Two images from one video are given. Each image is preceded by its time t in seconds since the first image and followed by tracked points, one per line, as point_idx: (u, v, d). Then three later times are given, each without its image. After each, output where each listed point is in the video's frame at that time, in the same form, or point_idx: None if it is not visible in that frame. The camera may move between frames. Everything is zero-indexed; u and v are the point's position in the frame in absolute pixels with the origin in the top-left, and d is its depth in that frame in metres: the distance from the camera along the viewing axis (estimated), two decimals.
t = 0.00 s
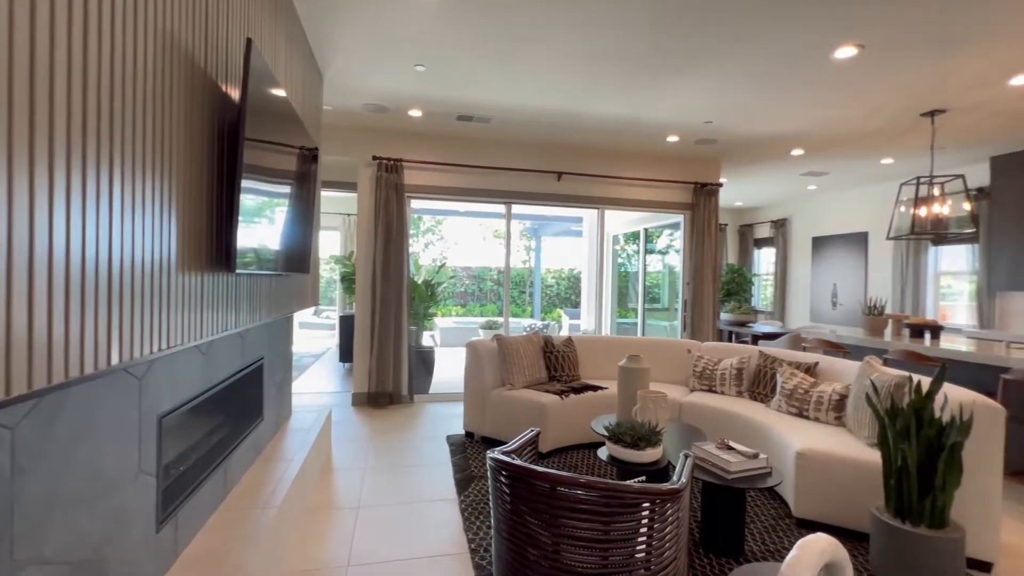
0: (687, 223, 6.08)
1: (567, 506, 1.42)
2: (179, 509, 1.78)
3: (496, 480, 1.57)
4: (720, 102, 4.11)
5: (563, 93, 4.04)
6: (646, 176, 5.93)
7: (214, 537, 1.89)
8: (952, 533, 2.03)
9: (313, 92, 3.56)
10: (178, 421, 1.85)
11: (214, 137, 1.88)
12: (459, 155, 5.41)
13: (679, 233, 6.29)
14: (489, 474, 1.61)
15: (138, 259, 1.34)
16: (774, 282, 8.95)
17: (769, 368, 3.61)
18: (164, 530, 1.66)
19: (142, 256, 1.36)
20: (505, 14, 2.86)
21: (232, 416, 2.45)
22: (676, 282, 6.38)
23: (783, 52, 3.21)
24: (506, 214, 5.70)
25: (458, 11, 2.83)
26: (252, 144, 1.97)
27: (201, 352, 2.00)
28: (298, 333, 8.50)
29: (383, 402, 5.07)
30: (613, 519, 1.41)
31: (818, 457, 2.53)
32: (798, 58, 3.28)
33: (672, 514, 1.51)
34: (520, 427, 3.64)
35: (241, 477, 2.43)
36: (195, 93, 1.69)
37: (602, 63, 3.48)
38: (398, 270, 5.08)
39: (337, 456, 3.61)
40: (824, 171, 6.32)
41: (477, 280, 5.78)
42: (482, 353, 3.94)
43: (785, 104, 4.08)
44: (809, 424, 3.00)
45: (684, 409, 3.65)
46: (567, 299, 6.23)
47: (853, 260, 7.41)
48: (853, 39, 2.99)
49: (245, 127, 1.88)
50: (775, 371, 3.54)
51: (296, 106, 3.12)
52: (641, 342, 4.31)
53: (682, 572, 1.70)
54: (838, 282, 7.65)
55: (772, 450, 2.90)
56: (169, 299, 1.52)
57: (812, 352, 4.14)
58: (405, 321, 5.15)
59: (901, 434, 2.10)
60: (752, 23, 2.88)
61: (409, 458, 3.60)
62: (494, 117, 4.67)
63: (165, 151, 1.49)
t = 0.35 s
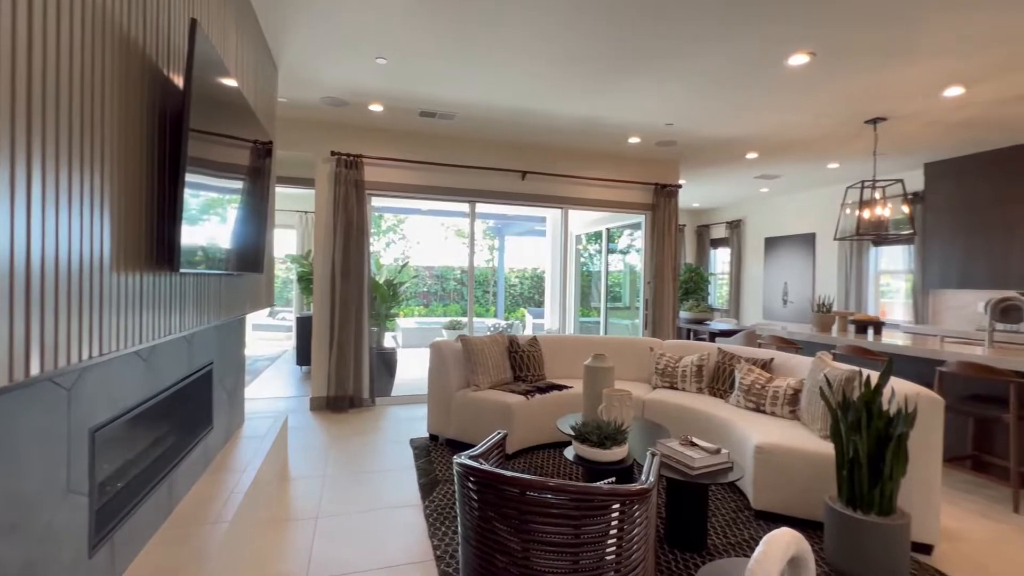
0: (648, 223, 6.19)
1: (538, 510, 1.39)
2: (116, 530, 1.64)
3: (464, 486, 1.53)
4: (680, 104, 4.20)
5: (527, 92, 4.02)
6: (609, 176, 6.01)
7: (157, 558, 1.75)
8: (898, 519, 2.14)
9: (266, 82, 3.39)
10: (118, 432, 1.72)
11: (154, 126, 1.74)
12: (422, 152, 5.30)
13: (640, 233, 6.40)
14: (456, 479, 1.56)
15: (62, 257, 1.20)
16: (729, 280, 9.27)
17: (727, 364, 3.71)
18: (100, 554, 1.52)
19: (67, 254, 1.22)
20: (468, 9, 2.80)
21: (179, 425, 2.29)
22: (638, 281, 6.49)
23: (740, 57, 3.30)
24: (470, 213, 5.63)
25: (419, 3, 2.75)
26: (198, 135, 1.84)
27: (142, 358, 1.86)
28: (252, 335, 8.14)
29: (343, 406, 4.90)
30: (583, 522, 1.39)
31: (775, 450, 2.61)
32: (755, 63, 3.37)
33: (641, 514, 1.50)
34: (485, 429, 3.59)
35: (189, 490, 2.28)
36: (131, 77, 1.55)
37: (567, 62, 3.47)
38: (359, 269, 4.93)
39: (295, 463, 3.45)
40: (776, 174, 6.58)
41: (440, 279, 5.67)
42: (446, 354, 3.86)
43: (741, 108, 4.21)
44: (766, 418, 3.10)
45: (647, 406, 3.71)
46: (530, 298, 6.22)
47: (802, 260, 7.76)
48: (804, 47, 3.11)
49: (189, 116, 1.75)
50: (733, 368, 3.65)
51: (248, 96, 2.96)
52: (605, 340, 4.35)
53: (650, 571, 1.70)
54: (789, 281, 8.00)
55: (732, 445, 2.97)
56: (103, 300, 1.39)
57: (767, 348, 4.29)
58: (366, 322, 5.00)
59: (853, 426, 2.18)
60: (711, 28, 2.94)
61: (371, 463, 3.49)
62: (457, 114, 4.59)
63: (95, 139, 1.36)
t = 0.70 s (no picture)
0: (609, 223, 6.29)
1: (503, 513, 1.37)
2: (41, 554, 1.50)
3: (427, 492, 1.48)
4: (640, 106, 4.27)
5: (490, 89, 3.98)
6: (570, 176, 6.06)
7: None
8: (845, 506, 2.25)
9: (214, 71, 3.21)
10: (46, 445, 1.58)
11: (83, 112, 1.60)
12: (381, 149, 5.17)
13: (601, 233, 6.49)
14: (419, 484, 1.52)
15: None
16: (686, 279, 9.54)
17: (686, 361, 3.81)
18: None
19: None
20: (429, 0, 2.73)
21: (117, 436, 2.13)
22: (599, 280, 6.57)
23: (698, 62, 3.38)
24: (431, 211, 5.54)
25: None
26: (136, 124, 1.70)
27: (71, 365, 1.70)
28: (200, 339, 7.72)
29: (300, 410, 4.72)
30: (549, 523, 1.38)
31: (732, 444, 2.68)
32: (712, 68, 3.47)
33: (606, 513, 1.50)
34: (448, 430, 3.54)
35: (128, 505, 2.12)
36: (56, 59, 1.42)
37: (531, 60, 3.46)
38: (316, 269, 4.76)
39: (247, 471, 3.29)
40: (730, 176, 6.83)
41: (401, 279, 5.55)
42: (408, 355, 3.78)
43: (699, 111, 4.33)
44: (723, 412, 3.20)
45: (609, 404, 3.75)
46: (493, 297, 6.19)
47: (754, 260, 8.08)
48: (758, 53, 3.22)
49: (125, 104, 1.62)
50: (692, 364, 3.74)
51: (194, 85, 2.79)
52: (568, 339, 4.37)
53: (615, 568, 1.71)
54: (742, 280, 8.31)
55: (692, 440, 3.05)
56: (23, 303, 1.26)
57: (723, 345, 4.44)
58: (324, 323, 4.84)
59: (804, 419, 2.27)
60: (671, 31, 2.99)
61: (329, 469, 3.37)
62: (419, 110, 4.51)
63: (12, 125, 1.23)
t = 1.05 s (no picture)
0: (572, 222, 6.35)
1: (467, 516, 1.35)
2: None
3: (389, 498, 1.45)
4: (601, 107, 4.34)
5: (453, 86, 3.94)
6: (533, 175, 6.08)
7: None
8: (796, 495, 2.35)
9: (157, 58, 3.02)
10: None
11: (6, 98, 1.46)
12: (340, 145, 5.03)
13: (563, 232, 6.55)
14: (380, 490, 1.47)
15: None
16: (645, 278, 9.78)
17: (646, 358, 3.89)
18: None
19: None
20: None
21: (49, 449, 1.97)
22: (562, 279, 6.63)
23: (657, 65, 3.46)
24: (393, 209, 5.43)
25: None
26: (67, 112, 1.57)
27: None
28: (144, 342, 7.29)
29: (254, 416, 4.53)
30: (513, 525, 1.37)
31: (690, 438, 2.76)
32: (671, 71, 3.55)
33: (570, 512, 1.51)
34: (411, 433, 3.48)
35: (62, 522, 1.97)
36: None
37: (494, 58, 3.44)
38: (271, 268, 4.58)
39: (196, 481, 3.12)
40: (686, 178, 7.04)
41: (361, 278, 5.41)
42: (369, 357, 3.69)
43: (658, 114, 4.42)
44: (682, 408, 3.29)
45: (572, 402, 3.78)
46: (456, 297, 6.13)
47: (709, 259, 8.37)
48: (714, 59, 3.33)
49: (54, 90, 1.49)
50: (652, 362, 3.83)
51: (134, 72, 2.61)
52: (531, 338, 4.38)
53: (579, 567, 1.72)
54: (698, 279, 8.59)
55: (652, 436, 3.12)
56: None
57: (680, 342, 4.57)
58: (280, 325, 4.66)
59: (758, 412, 2.36)
60: (632, 34, 3.05)
61: (285, 476, 3.24)
62: (379, 105, 4.40)
63: None
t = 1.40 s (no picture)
0: (537, 222, 6.38)
1: (436, 518, 1.33)
2: None
3: (353, 503, 1.41)
4: (566, 108, 4.38)
5: (417, 81, 3.88)
6: (498, 175, 6.08)
7: None
8: (753, 486, 2.44)
9: (99, 43, 2.83)
10: None
11: None
12: (299, 140, 4.86)
13: (528, 232, 6.57)
14: (345, 495, 1.43)
15: None
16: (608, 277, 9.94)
17: (610, 356, 3.95)
18: None
19: None
20: None
21: None
22: (527, 278, 6.66)
23: (621, 68, 3.52)
24: (354, 207, 5.30)
25: None
26: None
27: None
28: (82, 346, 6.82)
29: (206, 421, 4.32)
30: (482, 525, 1.36)
31: (654, 433, 2.82)
32: (634, 74, 3.62)
33: (538, 511, 1.51)
34: (375, 435, 3.41)
35: None
36: None
37: (460, 55, 3.41)
38: (225, 268, 4.38)
39: (143, 493, 2.95)
40: (648, 180, 7.20)
41: (322, 278, 5.26)
42: (330, 358, 3.59)
43: (621, 116, 4.51)
44: (645, 404, 3.36)
45: (538, 400, 3.80)
46: (420, 296, 6.06)
47: (669, 259, 8.60)
48: (675, 63, 3.42)
49: None
50: (616, 359, 3.89)
51: (72, 56, 2.43)
52: (497, 338, 4.37)
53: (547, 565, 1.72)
54: (659, 278, 8.81)
55: (617, 432, 3.17)
56: None
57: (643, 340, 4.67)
58: (235, 326, 4.47)
59: (717, 406, 2.44)
60: (597, 36, 3.08)
61: (241, 483, 3.11)
62: (340, 100, 4.28)
63: None
